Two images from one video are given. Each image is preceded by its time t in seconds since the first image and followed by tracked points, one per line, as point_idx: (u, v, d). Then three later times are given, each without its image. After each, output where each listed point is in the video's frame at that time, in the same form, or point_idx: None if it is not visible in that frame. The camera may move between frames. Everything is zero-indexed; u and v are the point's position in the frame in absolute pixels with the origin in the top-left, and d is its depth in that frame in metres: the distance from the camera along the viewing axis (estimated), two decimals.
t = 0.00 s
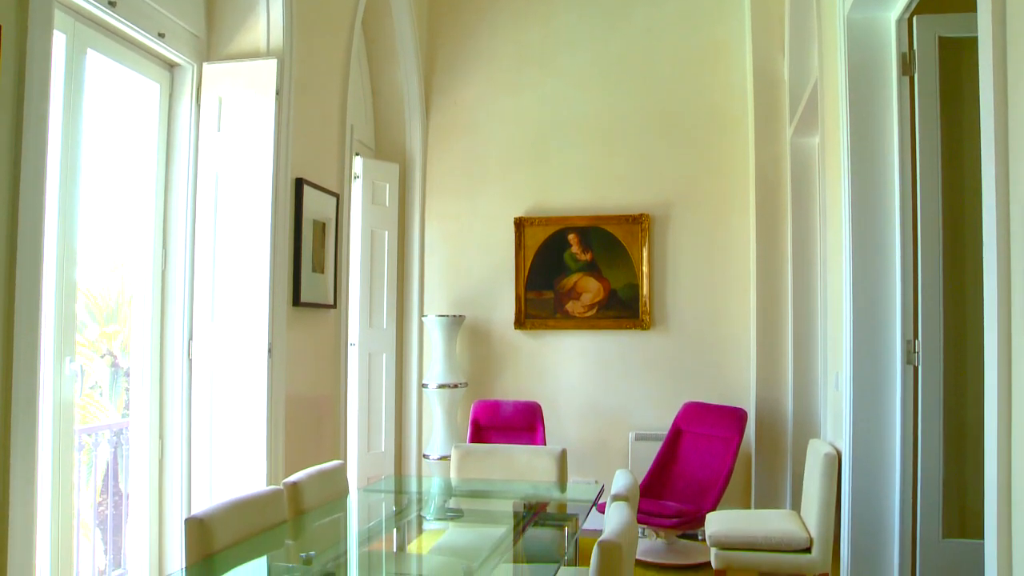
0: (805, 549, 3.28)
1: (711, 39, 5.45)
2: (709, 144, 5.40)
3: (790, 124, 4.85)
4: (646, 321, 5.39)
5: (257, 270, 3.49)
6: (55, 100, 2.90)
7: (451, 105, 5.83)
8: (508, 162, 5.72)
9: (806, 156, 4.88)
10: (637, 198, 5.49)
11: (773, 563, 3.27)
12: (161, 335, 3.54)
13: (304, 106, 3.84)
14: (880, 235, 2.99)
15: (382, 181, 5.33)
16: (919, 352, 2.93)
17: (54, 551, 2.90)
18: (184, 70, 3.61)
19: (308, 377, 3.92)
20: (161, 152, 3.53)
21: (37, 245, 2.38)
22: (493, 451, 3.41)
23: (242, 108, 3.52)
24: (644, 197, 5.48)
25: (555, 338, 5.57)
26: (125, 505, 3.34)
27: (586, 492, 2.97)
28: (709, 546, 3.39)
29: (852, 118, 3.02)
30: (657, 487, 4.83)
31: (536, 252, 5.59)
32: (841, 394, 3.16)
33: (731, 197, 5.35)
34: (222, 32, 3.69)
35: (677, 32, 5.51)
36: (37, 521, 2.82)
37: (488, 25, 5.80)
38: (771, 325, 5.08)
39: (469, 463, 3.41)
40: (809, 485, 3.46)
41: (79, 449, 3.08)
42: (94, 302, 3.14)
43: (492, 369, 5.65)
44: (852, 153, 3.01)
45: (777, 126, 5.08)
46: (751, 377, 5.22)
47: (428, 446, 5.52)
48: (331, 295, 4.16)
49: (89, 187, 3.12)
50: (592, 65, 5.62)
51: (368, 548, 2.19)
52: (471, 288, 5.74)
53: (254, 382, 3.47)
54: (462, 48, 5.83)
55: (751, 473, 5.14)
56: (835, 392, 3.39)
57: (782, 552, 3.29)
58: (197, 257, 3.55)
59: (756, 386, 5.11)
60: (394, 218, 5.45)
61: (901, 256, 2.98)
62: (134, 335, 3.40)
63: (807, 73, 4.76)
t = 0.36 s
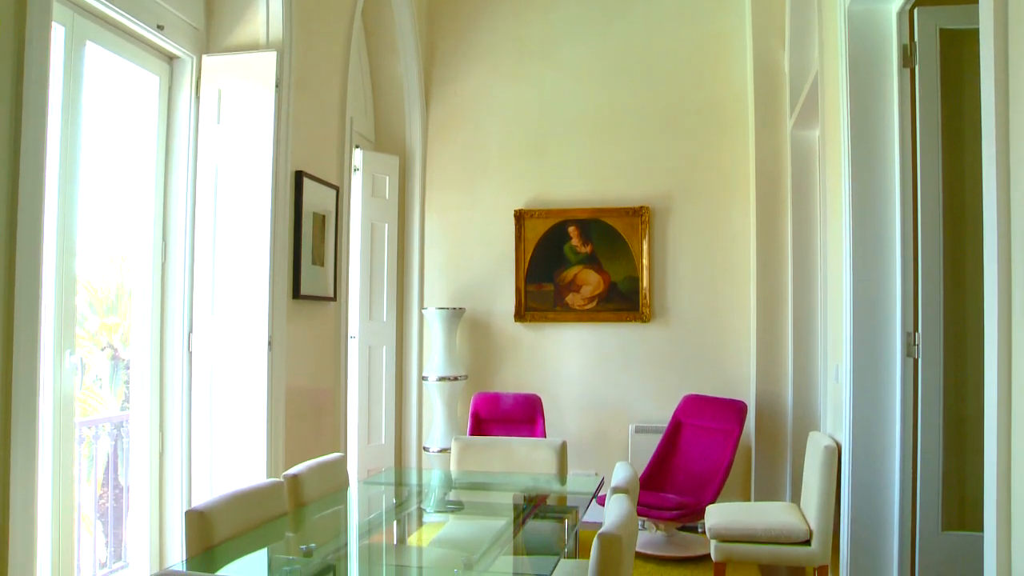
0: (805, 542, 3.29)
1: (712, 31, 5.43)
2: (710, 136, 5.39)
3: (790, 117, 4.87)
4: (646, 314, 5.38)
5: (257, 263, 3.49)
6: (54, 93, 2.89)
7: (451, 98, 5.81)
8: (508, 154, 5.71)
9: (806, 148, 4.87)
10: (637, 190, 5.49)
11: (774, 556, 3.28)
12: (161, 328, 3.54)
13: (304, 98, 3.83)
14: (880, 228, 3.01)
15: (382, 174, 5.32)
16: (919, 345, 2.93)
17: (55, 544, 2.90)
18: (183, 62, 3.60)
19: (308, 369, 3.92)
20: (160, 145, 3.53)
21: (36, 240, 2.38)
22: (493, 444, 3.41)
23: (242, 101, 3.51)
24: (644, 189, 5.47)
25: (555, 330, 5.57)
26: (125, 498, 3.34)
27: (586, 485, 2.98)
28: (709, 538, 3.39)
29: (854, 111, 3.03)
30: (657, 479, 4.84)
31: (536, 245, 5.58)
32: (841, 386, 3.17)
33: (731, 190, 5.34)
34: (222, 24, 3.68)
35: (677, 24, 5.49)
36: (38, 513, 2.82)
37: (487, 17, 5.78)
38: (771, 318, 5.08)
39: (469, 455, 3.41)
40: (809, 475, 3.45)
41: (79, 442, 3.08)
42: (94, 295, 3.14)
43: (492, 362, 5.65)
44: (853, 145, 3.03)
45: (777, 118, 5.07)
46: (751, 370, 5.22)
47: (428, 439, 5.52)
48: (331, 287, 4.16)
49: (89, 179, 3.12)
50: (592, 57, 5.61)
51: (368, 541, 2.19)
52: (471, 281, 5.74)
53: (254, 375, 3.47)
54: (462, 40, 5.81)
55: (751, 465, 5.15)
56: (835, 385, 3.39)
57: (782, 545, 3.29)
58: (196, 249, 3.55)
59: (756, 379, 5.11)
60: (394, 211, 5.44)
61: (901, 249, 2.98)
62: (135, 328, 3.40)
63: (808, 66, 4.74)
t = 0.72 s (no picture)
0: (805, 535, 3.29)
1: (711, 23, 5.41)
2: (710, 129, 5.38)
3: (790, 110, 4.88)
4: (646, 307, 5.38)
5: (257, 255, 3.48)
6: (53, 86, 2.88)
7: (451, 90, 5.80)
8: (508, 147, 5.70)
9: (807, 142, 4.86)
10: (637, 183, 5.48)
11: (774, 549, 3.28)
12: (161, 321, 3.53)
13: (303, 91, 3.82)
14: (879, 221, 3.04)
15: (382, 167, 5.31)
16: (919, 338, 2.93)
17: (56, 536, 2.90)
18: (183, 55, 3.59)
19: (308, 363, 3.93)
20: (160, 138, 3.52)
21: (35, 234, 2.37)
22: (492, 436, 3.41)
23: (241, 94, 3.50)
24: (644, 182, 5.46)
25: (555, 323, 5.57)
26: (126, 491, 3.35)
27: (585, 478, 2.98)
28: (709, 531, 3.39)
29: (854, 106, 3.05)
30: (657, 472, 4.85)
31: (536, 238, 5.58)
32: (841, 379, 3.19)
33: (731, 183, 5.34)
34: (221, 16, 3.67)
35: (677, 16, 5.47)
36: (38, 507, 2.82)
37: (487, 9, 5.76)
38: (771, 311, 5.07)
39: (468, 448, 3.41)
40: (809, 468, 3.45)
41: (79, 435, 3.08)
42: (94, 288, 3.13)
43: (492, 355, 5.65)
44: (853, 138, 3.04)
45: (777, 111, 5.06)
46: (751, 363, 5.22)
47: (428, 432, 5.53)
48: (331, 281, 4.16)
49: (88, 172, 3.11)
50: (592, 50, 5.59)
51: (369, 534, 2.20)
52: (471, 274, 5.74)
53: (254, 368, 3.47)
54: (461, 33, 5.80)
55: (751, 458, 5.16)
56: (835, 378, 3.39)
57: (782, 537, 3.29)
58: (196, 242, 3.54)
59: (756, 372, 5.12)
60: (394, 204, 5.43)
61: (901, 243, 2.99)
62: (135, 321, 3.40)
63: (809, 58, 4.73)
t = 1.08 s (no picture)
0: (805, 528, 3.30)
1: (712, 16, 5.40)
2: (710, 122, 5.37)
3: (790, 103, 4.88)
4: (646, 300, 5.38)
5: (256, 249, 3.48)
6: (53, 79, 2.88)
7: (450, 83, 5.79)
8: (508, 140, 5.69)
9: (807, 135, 4.85)
10: (638, 177, 5.47)
11: (774, 543, 3.29)
12: (161, 315, 3.53)
13: (303, 84, 3.81)
14: (880, 213, 3.07)
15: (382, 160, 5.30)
16: (919, 332, 2.93)
17: (58, 530, 2.91)
18: (182, 48, 3.58)
19: (308, 356, 3.93)
20: (159, 132, 3.52)
21: (35, 226, 2.38)
22: (492, 430, 3.42)
23: (241, 88, 3.49)
24: (644, 175, 5.46)
25: (555, 317, 5.57)
26: (126, 485, 3.35)
27: (586, 471, 2.99)
28: (710, 525, 3.40)
29: (854, 101, 3.08)
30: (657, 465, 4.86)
31: (536, 231, 5.57)
32: (841, 373, 3.23)
33: (731, 177, 5.33)
34: (221, 9, 3.65)
35: (678, 9, 5.45)
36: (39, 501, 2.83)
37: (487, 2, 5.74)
38: (771, 305, 5.07)
39: (469, 441, 3.41)
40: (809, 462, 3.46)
41: (80, 429, 3.08)
42: (94, 282, 3.13)
43: (492, 348, 5.66)
44: (853, 132, 3.09)
45: (778, 104, 5.05)
46: (751, 356, 5.22)
47: (428, 425, 5.53)
48: (331, 274, 4.16)
49: (88, 166, 3.10)
50: (592, 43, 5.58)
51: (369, 527, 2.20)
52: (471, 268, 5.73)
53: (254, 362, 3.47)
54: (461, 26, 5.78)
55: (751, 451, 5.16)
56: (835, 371, 3.40)
57: (782, 530, 3.30)
58: (196, 236, 3.54)
59: (755, 366, 5.12)
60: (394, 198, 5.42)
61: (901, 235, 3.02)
62: (135, 315, 3.40)
63: (809, 51, 4.72)
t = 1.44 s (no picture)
0: (805, 522, 3.30)
1: (712, 11, 5.38)
2: (710, 117, 5.36)
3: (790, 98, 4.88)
4: (646, 295, 5.38)
5: (256, 243, 3.47)
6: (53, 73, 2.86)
7: (450, 78, 5.78)
8: (508, 135, 5.68)
9: (807, 130, 4.85)
10: (637, 171, 5.46)
11: (773, 537, 3.29)
12: (161, 310, 3.53)
13: (303, 79, 3.81)
14: (880, 208, 3.07)
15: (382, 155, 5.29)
16: (919, 327, 2.92)
17: (58, 525, 2.90)
18: (182, 43, 3.57)
19: (308, 351, 3.93)
20: (159, 126, 3.51)
21: (35, 222, 2.38)
22: (492, 424, 3.42)
23: (240, 82, 3.49)
24: (644, 170, 5.45)
25: (555, 312, 5.57)
26: (126, 480, 3.36)
27: (585, 465, 2.99)
28: (710, 519, 3.40)
29: (855, 96, 3.07)
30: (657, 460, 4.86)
31: (537, 226, 5.57)
32: (842, 368, 3.23)
33: (731, 171, 5.32)
34: (220, 3, 3.64)
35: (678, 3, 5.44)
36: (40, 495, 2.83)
37: None
38: (771, 300, 5.06)
39: (469, 436, 3.42)
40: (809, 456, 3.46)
41: (80, 424, 3.08)
42: (94, 277, 3.13)
43: (492, 343, 5.66)
44: (853, 127, 3.08)
45: (778, 99, 5.04)
46: (751, 351, 5.22)
47: (428, 419, 5.54)
48: (331, 269, 4.16)
49: (88, 160, 3.10)
50: (592, 37, 5.57)
51: (369, 522, 2.20)
52: (471, 262, 5.73)
53: (254, 356, 3.47)
54: (461, 20, 5.77)
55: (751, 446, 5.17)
56: (835, 366, 3.40)
57: (781, 525, 3.30)
58: (195, 231, 3.54)
59: (755, 361, 5.12)
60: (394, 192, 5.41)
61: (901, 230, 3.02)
62: (135, 310, 3.40)
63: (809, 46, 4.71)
